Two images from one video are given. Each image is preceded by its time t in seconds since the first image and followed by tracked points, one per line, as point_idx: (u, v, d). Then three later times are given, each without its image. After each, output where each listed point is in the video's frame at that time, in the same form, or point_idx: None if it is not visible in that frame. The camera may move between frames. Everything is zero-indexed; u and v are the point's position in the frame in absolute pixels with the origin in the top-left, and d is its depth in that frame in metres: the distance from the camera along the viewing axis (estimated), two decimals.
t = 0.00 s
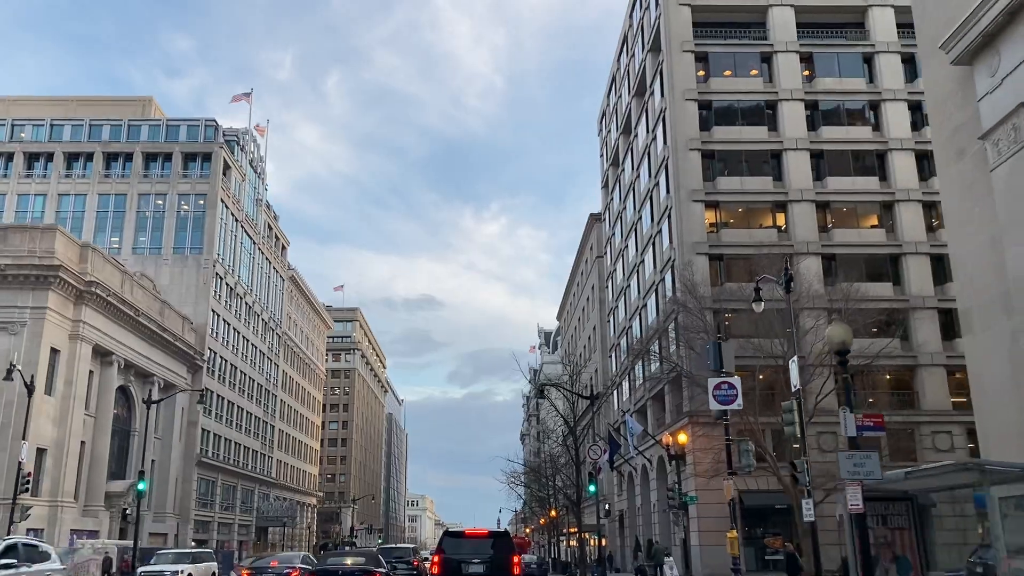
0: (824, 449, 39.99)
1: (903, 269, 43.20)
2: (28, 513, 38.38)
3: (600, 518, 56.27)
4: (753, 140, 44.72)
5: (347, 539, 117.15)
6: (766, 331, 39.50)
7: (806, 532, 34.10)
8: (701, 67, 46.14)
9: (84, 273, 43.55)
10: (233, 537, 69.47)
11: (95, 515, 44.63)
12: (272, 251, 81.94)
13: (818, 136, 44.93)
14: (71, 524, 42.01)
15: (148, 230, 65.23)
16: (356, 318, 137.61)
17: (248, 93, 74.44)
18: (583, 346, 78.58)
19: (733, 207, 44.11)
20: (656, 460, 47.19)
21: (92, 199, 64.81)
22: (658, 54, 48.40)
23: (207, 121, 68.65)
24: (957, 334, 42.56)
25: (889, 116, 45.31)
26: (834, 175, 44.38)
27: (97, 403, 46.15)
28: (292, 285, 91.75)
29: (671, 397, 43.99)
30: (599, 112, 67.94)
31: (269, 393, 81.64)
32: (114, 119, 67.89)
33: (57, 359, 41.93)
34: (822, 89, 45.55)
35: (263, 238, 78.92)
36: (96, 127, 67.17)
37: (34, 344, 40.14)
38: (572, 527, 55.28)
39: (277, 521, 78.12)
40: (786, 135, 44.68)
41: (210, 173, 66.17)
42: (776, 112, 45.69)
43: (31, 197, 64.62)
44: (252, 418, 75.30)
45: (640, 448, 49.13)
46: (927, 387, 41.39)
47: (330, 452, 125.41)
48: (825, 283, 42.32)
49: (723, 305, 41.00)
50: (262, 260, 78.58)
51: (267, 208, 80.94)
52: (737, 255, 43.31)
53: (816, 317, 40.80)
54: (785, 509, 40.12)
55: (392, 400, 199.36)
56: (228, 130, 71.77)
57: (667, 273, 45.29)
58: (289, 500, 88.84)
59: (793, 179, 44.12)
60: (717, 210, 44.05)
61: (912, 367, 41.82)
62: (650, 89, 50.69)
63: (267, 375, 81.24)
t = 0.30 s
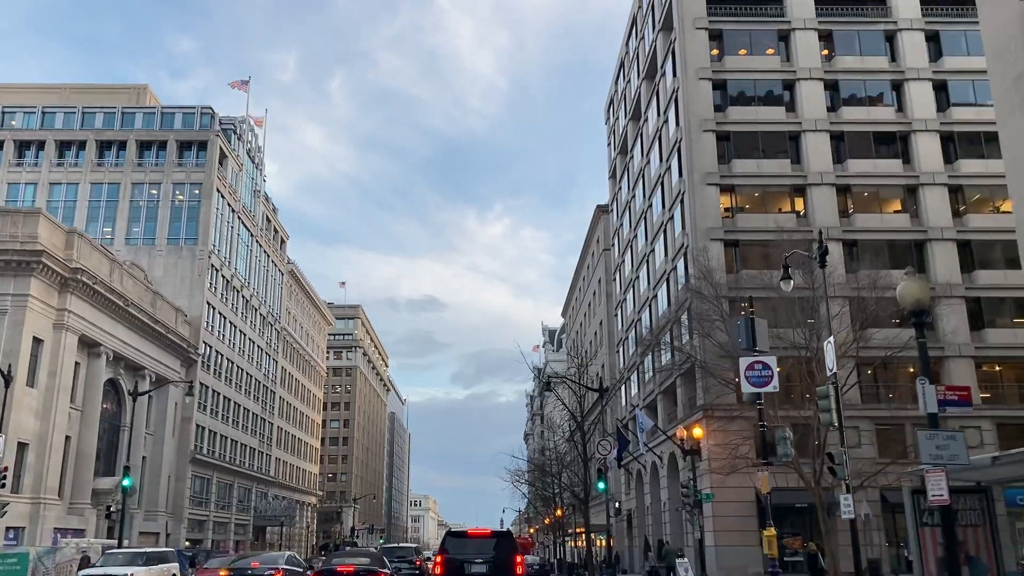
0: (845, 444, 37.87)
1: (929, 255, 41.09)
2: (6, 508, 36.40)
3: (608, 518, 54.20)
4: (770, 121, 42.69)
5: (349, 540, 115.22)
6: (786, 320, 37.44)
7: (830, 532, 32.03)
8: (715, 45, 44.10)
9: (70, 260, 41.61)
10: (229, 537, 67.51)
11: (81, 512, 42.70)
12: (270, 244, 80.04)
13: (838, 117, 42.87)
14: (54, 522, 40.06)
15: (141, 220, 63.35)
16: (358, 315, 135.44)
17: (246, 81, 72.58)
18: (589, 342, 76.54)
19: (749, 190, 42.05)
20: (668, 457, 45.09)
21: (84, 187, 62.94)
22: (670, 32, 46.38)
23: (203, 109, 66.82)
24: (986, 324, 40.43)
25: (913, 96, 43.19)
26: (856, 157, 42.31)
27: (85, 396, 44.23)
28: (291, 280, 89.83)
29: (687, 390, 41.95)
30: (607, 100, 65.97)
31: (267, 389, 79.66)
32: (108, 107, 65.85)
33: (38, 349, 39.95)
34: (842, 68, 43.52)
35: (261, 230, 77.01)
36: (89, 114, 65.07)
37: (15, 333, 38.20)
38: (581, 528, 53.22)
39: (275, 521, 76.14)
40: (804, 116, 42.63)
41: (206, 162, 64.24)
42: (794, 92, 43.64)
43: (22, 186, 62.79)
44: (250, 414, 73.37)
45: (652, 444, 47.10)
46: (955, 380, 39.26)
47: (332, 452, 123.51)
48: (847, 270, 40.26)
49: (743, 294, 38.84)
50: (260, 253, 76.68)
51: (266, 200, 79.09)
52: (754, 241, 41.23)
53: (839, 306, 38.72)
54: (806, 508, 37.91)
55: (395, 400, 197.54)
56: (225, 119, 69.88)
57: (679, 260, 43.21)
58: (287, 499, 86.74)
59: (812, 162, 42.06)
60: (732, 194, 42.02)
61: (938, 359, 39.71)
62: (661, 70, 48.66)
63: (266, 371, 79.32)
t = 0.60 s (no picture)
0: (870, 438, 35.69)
1: (957, 239, 38.90)
2: None
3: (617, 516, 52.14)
4: (789, 98, 40.57)
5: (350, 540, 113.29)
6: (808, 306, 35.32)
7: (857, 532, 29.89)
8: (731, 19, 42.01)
9: (52, 244, 39.61)
10: (225, 536, 65.58)
11: (65, 509, 40.74)
12: (268, 235, 78.05)
13: (861, 94, 40.73)
14: (35, 520, 38.10)
15: (134, 208, 61.38)
16: (360, 311, 133.27)
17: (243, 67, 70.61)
18: (596, 336, 74.47)
19: (767, 171, 39.93)
20: (680, 452, 42.91)
21: (76, 175, 60.98)
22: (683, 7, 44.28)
23: (198, 94, 65.03)
24: (1018, 312, 38.26)
25: (939, 72, 41.04)
26: (879, 136, 40.18)
27: (70, 387, 42.26)
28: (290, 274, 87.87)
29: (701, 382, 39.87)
30: (615, 85, 63.86)
31: (265, 384, 77.73)
32: (100, 93, 63.99)
33: (18, 337, 37.95)
34: (864, 43, 41.38)
35: (259, 221, 75.04)
36: (80, 100, 63.28)
37: None
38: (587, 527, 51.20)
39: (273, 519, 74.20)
40: (825, 93, 40.50)
41: (201, 149, 62.25)
42: (814, 68, 41.53)
43: (11, 173, 60.88)
44: (246, 410, 71.46)
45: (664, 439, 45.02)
46: (986, 371, 37.06)
47: (333, 450, 121.55)
48: (871, 254, 38.10)
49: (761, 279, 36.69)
50: (257, 245, 74.70)
51: (264, 190, 77.11)
52: (773, 224, 39.10)
53: (864, 292, 36.56)
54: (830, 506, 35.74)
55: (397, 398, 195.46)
56: (221, 105, 67.91)
57: (693, 245, 41.11)
58: (285, 497, 84.56)
59: (833, 142, 39.92)
60: (750, 175, 39.93)
61: (968, 348, 37.54)
62: (672, 48, 46.58)
63: (263, 366, 77.35)
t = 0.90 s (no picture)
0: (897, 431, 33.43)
1: (989, 220, 36.73)
2: None
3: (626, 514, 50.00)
4: (810, 72, 38.41)
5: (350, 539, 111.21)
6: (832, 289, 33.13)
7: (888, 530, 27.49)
8: None
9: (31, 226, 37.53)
10: (219, 535, 63.51)
11: (45, 506, 38.65)
12: (265, 226, 76.00)
13: (885, 68, 38.56)
14: (13, 518, 36.05)
15: (125, 196, 59.35)
16: (361, 307, 131.21)
17: (239, 52, 68.62)
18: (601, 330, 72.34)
19: (787, 149, 37.73)
20: (693, 447, 40.79)
21: (64, 161, 58.90)
22: None
23: (192, 79, 63.20)
24: None
25: (967, 45, 38.90)
26: (905, 112, 38.00)
27: (52, 378, 40.19)
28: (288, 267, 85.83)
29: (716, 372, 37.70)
30: (622, 69, 61.79)
31: (262, 379, 75.66)
32: (90, 77, 62.30)
33: None
34: (889, 14, 39.22)
35: (255, 211, 72.96)
36: (70, 84, 61.44)
37: None
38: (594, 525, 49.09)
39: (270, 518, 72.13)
40: (847, 66, 38.33)
41: (194, 134, 60.19)
42: (835, 41, 39.39)
43: None
44: (242, 405, 69.39)
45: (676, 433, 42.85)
46: (1020, 360, 34.93)
47: (333, 448, 119.49)
48: (898, 236, 35.91)
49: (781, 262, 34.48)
50: (254, 235, 72.62)
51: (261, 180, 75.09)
52: (793, 204, 36.89)
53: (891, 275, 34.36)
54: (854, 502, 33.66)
55: (399, 396, 193.38)
56: (216, 91, 65.90)
57: (708, 228, 38.92)
58: (283, 495, 82.52)
59: (857, 117, 37.72)
60: (768, 153, 37.77)
61: (1001, 336, 35.39)
62: (685, 24, 44.43)
63: (260, 360, 75.30)
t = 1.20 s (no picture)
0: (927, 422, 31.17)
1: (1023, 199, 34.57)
2: None
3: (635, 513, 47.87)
4: (831, 43, 36.27)
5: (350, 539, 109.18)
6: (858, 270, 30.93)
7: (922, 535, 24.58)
8: None
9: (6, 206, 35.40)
10: (212, 535, 61.41)
11: (20, 504, 36.51)
12: (261, 217, 73.93)
13: (910, 39, 36.41)
14: None
15: (113, 183, 57.28)
16: (361, 303, 129.28)
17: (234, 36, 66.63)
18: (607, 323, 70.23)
19: (807, 124, 35.57)
20: (707, 441, 38.62)
21: (51, 147, 56.84)
22: None
23: (183, 62, 61.19)
24: None
25: (998, 15, 36.75)
26: (932, 86, 35.85)
27: (30, 369, 38.05)
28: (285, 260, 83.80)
29: (732, 361, 35.56)
30: (629, 52, 59.70)
31: (258, 375, 73.59)
32: (78, 61, 60.32)
33: None
34: None
35: (250, 201, 70.87)
36: (57, 68, 59.53)
37: None
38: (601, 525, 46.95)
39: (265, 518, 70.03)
40: (871, 37, 36.19)
41: (186, 119, 58.11)
42: (857, 11, 37.26)
43: None
44: (237, 400, 67.31)
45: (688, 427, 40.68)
46: None
47: (332, 446, 117.49)
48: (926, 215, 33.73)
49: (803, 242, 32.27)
50: (248, 226, 70.53)
51: (256, 169, 73.04)
52: (814, 183, 34.74)
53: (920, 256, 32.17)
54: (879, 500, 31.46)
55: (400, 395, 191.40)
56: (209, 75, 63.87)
57: (723, 209, 36.76)
58: (281, 493, 80.48)
59: (881, 91, 35.55)
60: (787, 129, 35.62)
61: None
62: None
63: (256, 355, 73.26)
